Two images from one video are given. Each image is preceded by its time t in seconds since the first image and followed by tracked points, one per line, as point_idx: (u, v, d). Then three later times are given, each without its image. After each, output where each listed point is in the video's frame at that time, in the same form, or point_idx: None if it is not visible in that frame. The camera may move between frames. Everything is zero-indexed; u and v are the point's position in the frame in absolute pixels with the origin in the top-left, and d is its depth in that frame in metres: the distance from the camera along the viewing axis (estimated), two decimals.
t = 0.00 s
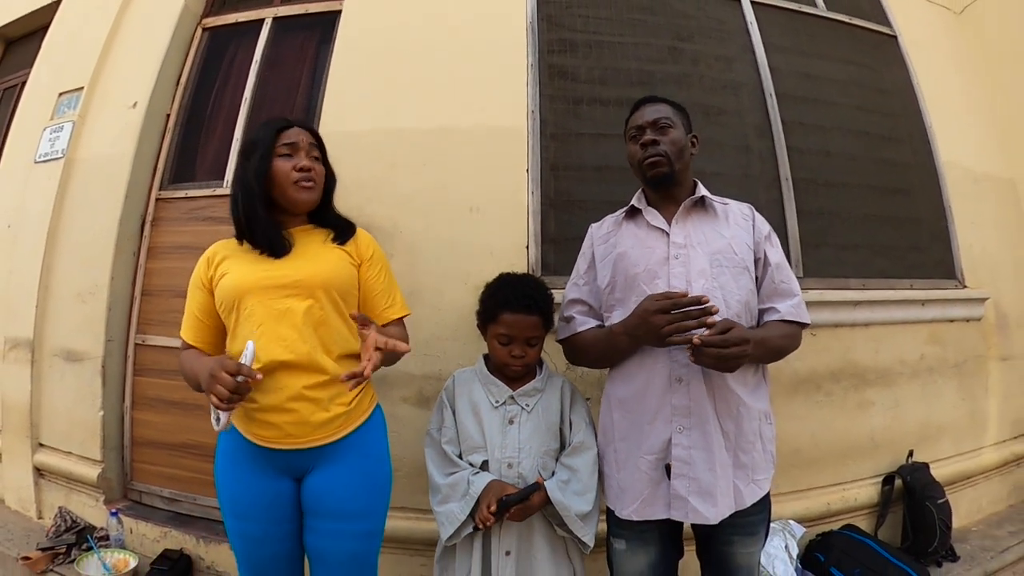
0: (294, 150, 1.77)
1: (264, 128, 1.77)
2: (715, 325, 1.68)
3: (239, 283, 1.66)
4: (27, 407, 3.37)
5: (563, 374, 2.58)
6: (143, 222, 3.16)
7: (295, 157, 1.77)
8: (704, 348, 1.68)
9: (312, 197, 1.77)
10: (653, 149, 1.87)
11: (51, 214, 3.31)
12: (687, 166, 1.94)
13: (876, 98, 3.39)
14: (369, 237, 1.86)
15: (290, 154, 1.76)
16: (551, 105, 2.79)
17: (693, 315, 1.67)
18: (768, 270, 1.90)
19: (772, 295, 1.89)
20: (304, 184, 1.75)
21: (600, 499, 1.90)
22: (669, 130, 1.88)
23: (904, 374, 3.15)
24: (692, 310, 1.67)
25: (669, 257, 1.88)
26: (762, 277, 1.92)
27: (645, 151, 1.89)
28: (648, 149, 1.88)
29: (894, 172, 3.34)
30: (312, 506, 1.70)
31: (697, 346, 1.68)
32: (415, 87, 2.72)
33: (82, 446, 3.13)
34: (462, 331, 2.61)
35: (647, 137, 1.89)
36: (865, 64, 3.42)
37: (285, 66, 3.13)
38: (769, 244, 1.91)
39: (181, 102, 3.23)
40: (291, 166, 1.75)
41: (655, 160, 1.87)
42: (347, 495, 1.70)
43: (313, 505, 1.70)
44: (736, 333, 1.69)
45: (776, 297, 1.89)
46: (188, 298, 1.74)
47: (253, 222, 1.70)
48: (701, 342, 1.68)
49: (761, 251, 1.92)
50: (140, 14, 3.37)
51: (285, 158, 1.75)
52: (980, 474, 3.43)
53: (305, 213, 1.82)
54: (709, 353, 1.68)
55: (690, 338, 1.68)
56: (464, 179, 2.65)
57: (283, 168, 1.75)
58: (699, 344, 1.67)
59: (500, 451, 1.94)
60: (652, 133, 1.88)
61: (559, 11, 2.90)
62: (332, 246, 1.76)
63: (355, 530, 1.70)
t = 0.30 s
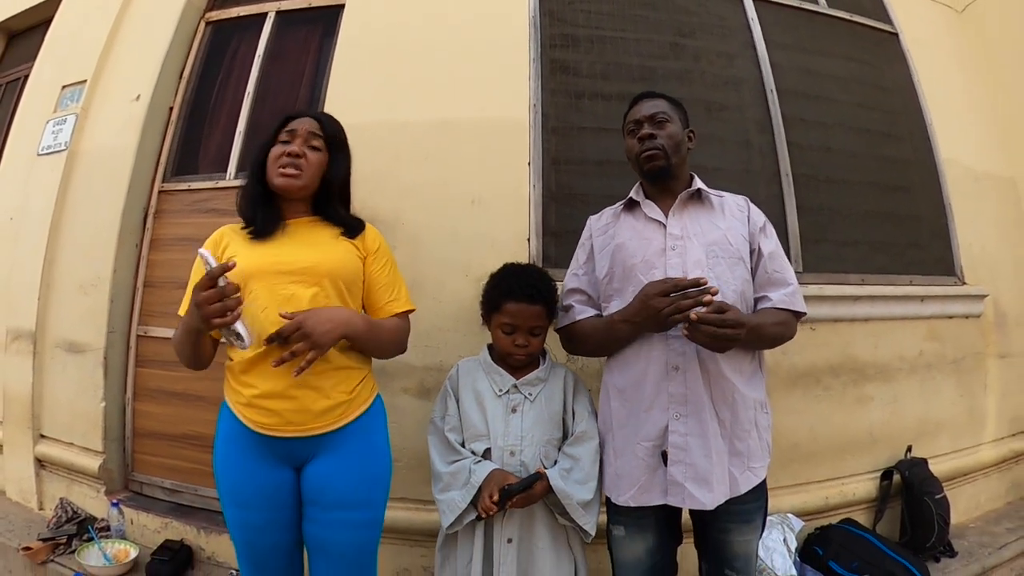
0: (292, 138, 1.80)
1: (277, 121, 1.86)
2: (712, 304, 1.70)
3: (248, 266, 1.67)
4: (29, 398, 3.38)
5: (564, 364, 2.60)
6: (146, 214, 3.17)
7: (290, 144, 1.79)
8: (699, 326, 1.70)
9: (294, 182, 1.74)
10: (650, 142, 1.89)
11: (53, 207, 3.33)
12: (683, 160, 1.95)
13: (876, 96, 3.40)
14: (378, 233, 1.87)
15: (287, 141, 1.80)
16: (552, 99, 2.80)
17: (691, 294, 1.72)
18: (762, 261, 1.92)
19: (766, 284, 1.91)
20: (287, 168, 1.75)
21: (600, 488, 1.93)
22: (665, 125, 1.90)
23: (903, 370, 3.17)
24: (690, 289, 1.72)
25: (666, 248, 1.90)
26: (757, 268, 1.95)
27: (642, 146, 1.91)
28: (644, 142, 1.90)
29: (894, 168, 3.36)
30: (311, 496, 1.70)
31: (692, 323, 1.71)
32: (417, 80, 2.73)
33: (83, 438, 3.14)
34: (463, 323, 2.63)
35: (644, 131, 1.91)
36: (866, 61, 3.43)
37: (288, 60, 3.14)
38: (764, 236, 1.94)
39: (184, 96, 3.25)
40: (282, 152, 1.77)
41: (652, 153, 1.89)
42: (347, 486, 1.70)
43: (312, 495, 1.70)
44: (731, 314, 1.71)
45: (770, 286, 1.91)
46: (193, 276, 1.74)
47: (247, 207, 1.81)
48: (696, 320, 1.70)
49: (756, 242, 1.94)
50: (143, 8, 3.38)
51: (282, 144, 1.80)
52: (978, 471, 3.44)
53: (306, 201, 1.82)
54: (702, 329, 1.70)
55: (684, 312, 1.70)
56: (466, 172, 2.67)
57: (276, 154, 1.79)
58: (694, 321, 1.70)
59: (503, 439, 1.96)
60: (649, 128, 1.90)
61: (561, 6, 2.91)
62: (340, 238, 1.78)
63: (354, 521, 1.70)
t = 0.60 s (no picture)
0: (328, 133, 1.83)
1: (314, 112, 1.88)
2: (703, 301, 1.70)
3: (256, 246, 1.69)
4: (28, 392, 3.38)
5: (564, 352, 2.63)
6: (145, 207, 3.18)
7: (326, 140, 1.82)
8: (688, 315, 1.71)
9: (325, 179, 1.79)
10: (642, 131, 1.90)
11: (52, 200, 3.33)
12: (676, 148, 1.96)
13: (873, 89, 3.42)
14: (388, 233, 1.90)
15: (323, 135, 1.83)
16: (551, 91, 2.81)
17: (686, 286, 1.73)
18: (755, 247, 1.94)
19: (760, 271, 1.93)
20: (320, 163, 1.79)
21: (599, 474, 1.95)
22: (658, 114, 1.90)
23: (900, 361, 3.19)
24: (686, 281, 1.74)
25: (659, 236, 1.91)
26: (750, 255, 1.96)
27: (634, 135, 1.91)
28: (637, 132, 1.91)
29: (891, 162, 3.38)
30: (310, 484, 1.70)
31: (683, 310, 1.73)
32: (417, 72, 2.74)
33: (83, 430, 3.14)
34: (463, 313, 2.64)
35: (636, 121, 1.92)
36: (863, 55, 3.45)
37: (287, 53, 3.15)
38: (757, 223, 1.95)
39: (183, 88, 3.25)
40: (316, 146, 1.81)
41: (644, 142, 1.89)
42: (347, 474, 1.70)
43: (310, 483, 1.70)
44: (721, 313, 1.70)
45: (763, 272, 1.92)
46: (201, 249, 1.76)
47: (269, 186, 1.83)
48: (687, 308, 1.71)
49: (749, 229, 1.96)
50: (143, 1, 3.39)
51: (317, 138, 1.83)
52: (975, 462, 3.46)
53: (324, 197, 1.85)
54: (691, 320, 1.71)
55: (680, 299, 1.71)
56: (465, 164, 2.68)
57: (310, 146, 1.82)
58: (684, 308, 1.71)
59: (504, 424, 1.98)
60: (641, 117, 1.91)
61: None
62: (350, 232, 1.80)
63: (353, 509, 1.70)
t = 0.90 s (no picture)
0: (338, 127, 1.82)
1: (315, 102, 1.82)
2: (691, 294, 1.71)
3: (254, 237, 1.69)
4: (24, 387, 3.37)
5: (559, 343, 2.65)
6: (142, 201, 3.18)
7: (340, 134, 1.81)
8: (678, 308, 1.72)
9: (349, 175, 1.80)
10: (632, 123, 1.91)
11: (48, 195, 3.33)
12: (667, 139, 1.97)
13: (867, 84, 3.44)
14: (389, 228, 1.89)
15: (335, 129, 1.81)
16: (546, 85, 2.82)
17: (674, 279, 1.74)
18: (747, 237, 1.94)
19: (752, 260, 1.93)
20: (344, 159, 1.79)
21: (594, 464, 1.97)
22: (647, 106, 1.91)
23: (894, 353, 3.20)
24: (673, 274, 1.74)
25: (651, 227, 1.92)
26: (742, 245, 1.97)
27: (624, 127, 1.92)
28: (627, 124, 1.91)
29: (885, 156, 3.39)
30: (306, 473, 1.70)
31: (671, 304, 1.73)
32: (412, 65, 2.75)
33: (79, 425, 3.14)
34: (458, 305, 2.65)
35: (626, 113, 1.92)
36: (857, 50, 3.46)
37: (283, 48, 3.16)
38: (748, 213, 1.96)
39: (179, 82, 3.25)
40: (335, 142, 1.79)
41: (633, 134, 1.90)
42: (343, 462, 1.70)
43: (306, 472, 1.70)
44: (711, 302, 1.71)
45: (755, 262, 1.93)
46: (202, 240, 1.76)
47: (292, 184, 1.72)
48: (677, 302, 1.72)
49: (741, 219, 1.96)
50: None
51: (331, 132, 1.80)
52: (970, 455, 3.47)
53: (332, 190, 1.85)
54: (678, 313, 1.72)
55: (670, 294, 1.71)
56: (461, 157, 2.68)
57: (329, 141, 1.79)
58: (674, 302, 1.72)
59: (497, 414, 1.98)
60: (631, 109, 1.91)
61: None
62: (350, 223, 1.82)
63: (351, 497, 1.70)
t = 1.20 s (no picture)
0: (316, 127, 1.81)
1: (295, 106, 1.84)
2: (688, 289, 1.72)
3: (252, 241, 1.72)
4: (25, 387, 3.38)
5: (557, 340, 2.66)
6: (141, 201, 3.19)
7: (317, 134, 1.81)
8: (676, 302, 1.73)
9: (325, 173, 1.79)
10: (628, 122, 1.91)
11: (49, 196, 3.34)
12: (664, 136, 1.97)
13: (865, 82, 3.44)
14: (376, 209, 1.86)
15: (313, 130, 1.81)
16: (544, 84, 2.83)
17: (669, 274, 1.73)
18: (744, 234, 1.94)
19: (749, 257, 1.93)
20: (319, 158, 1.78)
21: (591, 460, 1.97)
22: (643, 103, 1.91)
23: (893, 351, 3.20)
24: (668, 269, 1.73)
25: (648, 224, 1.92)
26: (739, 242, 1.97)
27: (621, 125, 1.92)
28: (622, 122, 1.92)
29: (883, 153, 3.39)
30: (303, 469, 1.71)
31: (670, 299, 1.75)
32: (410, 65, 2.76)
33: (80, 425, 3.15)
34: (456, 303, 2.65)
35: (622, 112, 1.92)
36: (855, 48, 3.46)
37: (282, 48, 3.17)
38: (745, 210, 1.96)
39: (179, 83, 3.26)
40: (309, 142, 1.79)
41: (629, 132, 1.90)
42: (340, 458, 1.70)
43: (303, 467, 1.71)
44: (708, 295, 1.71)
45: (752, 259, 1.93)
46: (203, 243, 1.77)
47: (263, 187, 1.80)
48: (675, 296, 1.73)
49: (737, 216, 1.97)
50: None
51: (308, 133, 1.81)
52: (970, 453, 3.46)
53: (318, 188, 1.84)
54: (677, 306, 1.73)
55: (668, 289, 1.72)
56: (459, 156, 2.69)
57: (303, 142, 1.79)
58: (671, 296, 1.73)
59: (494, 411, 1.99)
60: (627, 107, 1.92)
61: None
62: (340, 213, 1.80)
63: (347, 491, 1.71)
